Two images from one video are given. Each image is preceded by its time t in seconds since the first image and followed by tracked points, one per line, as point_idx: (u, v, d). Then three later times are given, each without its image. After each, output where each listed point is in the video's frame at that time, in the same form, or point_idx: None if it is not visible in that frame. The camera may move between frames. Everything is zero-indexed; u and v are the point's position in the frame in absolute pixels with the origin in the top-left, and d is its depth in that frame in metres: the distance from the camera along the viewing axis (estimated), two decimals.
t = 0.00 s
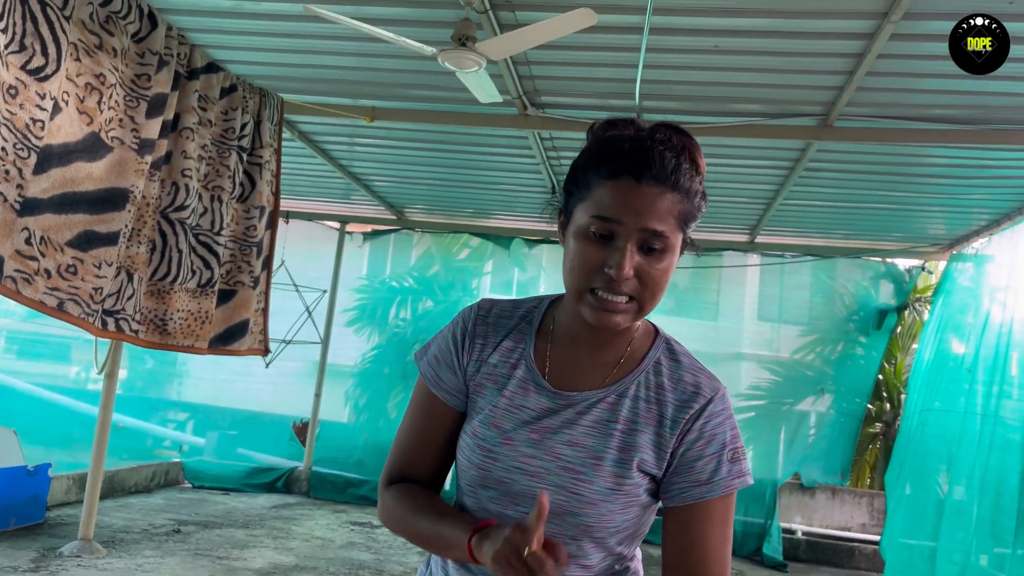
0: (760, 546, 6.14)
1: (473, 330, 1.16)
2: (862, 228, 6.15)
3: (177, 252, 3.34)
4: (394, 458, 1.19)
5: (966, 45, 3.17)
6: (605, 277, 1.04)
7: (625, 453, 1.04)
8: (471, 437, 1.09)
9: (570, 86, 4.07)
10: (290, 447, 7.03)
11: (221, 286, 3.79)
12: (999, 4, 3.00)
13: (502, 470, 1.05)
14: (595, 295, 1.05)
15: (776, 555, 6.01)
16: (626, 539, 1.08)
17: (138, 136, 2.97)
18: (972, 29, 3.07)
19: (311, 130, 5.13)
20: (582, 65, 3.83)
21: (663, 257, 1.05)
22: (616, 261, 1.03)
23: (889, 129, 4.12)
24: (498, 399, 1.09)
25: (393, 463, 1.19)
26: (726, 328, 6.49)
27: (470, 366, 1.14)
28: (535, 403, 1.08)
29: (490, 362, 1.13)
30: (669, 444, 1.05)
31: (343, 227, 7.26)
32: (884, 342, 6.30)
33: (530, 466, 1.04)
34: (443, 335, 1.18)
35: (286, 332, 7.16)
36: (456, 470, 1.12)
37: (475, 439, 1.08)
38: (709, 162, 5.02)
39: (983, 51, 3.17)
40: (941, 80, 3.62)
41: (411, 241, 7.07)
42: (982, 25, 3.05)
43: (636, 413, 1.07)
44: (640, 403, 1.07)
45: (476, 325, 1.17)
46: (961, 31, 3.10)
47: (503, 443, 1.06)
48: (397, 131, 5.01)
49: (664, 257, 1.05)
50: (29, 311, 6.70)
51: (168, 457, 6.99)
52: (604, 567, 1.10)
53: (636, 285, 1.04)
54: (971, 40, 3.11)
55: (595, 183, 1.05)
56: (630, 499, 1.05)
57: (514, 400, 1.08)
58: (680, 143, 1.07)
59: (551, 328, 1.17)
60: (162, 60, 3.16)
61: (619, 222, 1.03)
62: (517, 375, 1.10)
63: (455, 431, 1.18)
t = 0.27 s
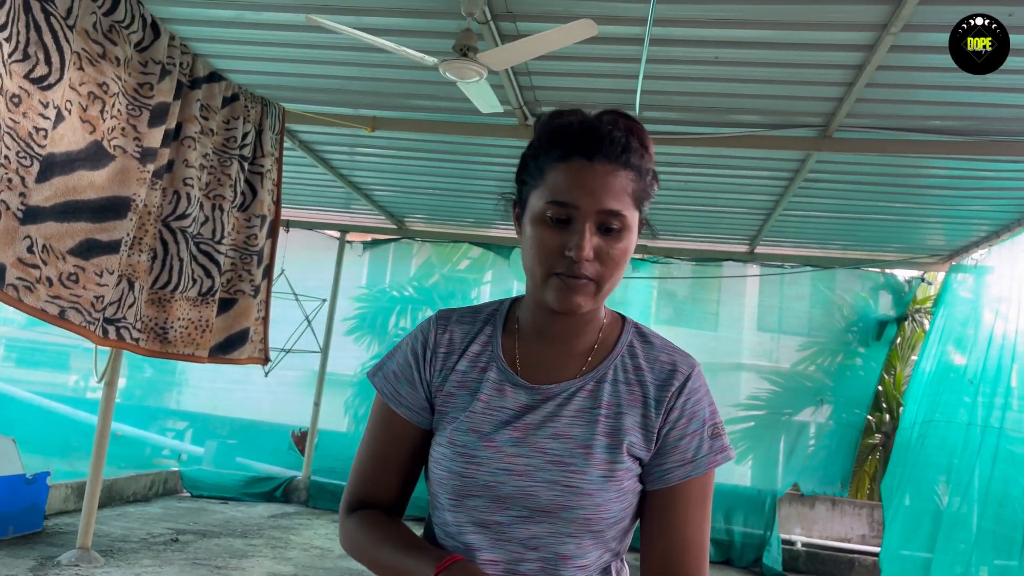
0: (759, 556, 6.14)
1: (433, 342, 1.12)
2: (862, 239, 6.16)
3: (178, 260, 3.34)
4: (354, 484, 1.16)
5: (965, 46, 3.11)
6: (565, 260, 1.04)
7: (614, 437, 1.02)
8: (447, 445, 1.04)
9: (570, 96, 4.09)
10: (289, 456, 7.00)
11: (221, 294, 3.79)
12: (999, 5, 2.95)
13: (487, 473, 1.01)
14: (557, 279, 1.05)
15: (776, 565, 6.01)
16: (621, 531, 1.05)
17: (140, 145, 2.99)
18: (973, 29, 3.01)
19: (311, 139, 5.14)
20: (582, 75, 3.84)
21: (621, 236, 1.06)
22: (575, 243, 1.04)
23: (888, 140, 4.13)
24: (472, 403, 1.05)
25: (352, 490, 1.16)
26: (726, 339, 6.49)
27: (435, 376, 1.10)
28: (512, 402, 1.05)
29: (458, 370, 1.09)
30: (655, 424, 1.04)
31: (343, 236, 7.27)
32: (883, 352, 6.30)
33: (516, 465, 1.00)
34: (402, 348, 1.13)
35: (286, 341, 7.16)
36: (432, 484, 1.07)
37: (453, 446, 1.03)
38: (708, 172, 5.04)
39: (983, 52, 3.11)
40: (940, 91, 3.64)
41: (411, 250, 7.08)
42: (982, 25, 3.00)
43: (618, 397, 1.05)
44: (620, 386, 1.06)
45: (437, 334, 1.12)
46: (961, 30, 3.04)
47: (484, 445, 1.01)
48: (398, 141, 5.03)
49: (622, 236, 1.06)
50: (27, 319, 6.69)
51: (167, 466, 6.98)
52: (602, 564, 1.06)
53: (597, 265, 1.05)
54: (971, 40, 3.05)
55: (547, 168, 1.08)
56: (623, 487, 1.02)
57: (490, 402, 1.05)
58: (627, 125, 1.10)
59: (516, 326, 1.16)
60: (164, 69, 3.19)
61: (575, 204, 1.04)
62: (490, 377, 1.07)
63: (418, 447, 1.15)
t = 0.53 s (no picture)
0: (760, 568, 6.12)
1: (399, 356, 1.05)
2: (862, 250, 6.16)
3: (179, 272, 3.33)
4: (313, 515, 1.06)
5: (965, 46, 3.03)
6: (520, 237, 1.05)
7: (602, 431, 1.00)
8: (427, 458, 0.98)
9: (571, 109, 4.11)
10: (288, 469, 6.97)
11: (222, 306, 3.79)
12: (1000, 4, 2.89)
13: (475, 482, 0.96)
14: (517, 258, 1.05)
15: None
16: (614, 530, 1.02)
17: (142, 157, 3.00)
18: (973, 29, 2.94)
19: (312, 151, 5.15)
20: (583, 88, 3.86)
21: (572, 210, 1.08)
22: (527, 218, 1.05)
23: (887, 152, 4.15)
24: (449, 412, 1.00)
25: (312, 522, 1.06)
26: (726, 350, 6.50)
27: (404, 390, 1.03)
28: (491, 407, 1.01)
29: (430, 380, 1.03)
30: (639, 414, 1.02)
31: (343, 247, 7.27)
32: (883, 364, 6.31)
33: (505, 470, 0.96)
34: (365, 365, 1.06)
35: (284, 353, 7.23)
36: (409, 504, 1.00)
37: (433, 457, 0.97)
38: (708, 184, 5.06)
39: (983, 52, 3.04)
40: (940, 104, 3.66)
41: (411, 261, 7.09)
42: (982, 25, 2.93)
43: (599, 390, 1.03)
44: (600, 378, 1.04)
45: (403, 345, 1.06)
46: (961, 31, 2.97)
47: (469, 453, 0.96)
48: (399, 152, 5.05)
49: (573, 209, 1.08)
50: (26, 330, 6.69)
51: (166, 477, 6.98)
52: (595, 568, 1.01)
53: (553, 239, 1.05)
54: (971, 41, 2.98)
55: (490, 158, 1.12)
56: (614, 482, 0.99)
57: (469, 408, 1.00)
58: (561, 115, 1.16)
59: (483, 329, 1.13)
60: (168, 82, 3.20)
61: (520, 181, 1.07)
62: (466, 384, 1.02)
63: (384, 469, 1.07)
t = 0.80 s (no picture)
0: None
1: (375, 381, 0.97)
2: (858, 262, 6.18)
3: (175, 288, 3.33)
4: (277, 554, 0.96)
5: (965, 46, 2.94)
6: (496, 266, 0.98)
7: (590, 451, 0.96)
8: (415, 490, 0.91)
9: (568, 123, 4.12)
10: (281, 481, 6.86)
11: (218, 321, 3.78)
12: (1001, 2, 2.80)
13: (469, 512, 0.90)
14: (495, 289, 0.99)
15: None
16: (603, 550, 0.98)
17: (139, 173, 3.01)
18: (973, 29, 2.85)
19: (308, 164, 5.15)
20: (579, 102, 3.87)
21: (543, 229, 1.02)
22: (501, 245, 0.98)
23: (881, 165, 4.17)
24: (435, 439, 0.93)
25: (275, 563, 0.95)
26: (722, 361, 6.51)
27: (385, 419, 0.95)
28: (478, 432, 0.95)
29: (413, 407, 0.96)
30: (624, 432, 0.98)
31: (339, 259, 7.26)
32: (880, 375, 6.29)
33: (499, 499, 0.91)
34: (339, 392, 0.97)
35: (280, 365, 7.16)
36: (395, 537, 0.93)
37: (422, 489, 0.91)
38: (704, 197, 5.07)
39: (983, 52, 2.94)
40: (934, 118, 3.68)
41: (407, 273, 7.09)
42: (982, 25, 2.84)
43: (584, 409, 0.99)
44: (584, 397, 1.00)
45: (380, 370, 0.98)
46: (960, 30, 2.88)
47: (461, 483, 0.90)
48: (395, 165, 5.06)
49: (544, 227, 1.02)
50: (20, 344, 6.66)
51: (161, 491, 6.96)
52: None
53: (529, 263, 0.99)
54: (971, 41, 2.89)
55: (450, 186, 1.05)
56: (604, 502, 0.96)
57: (456, 436, 0.94)
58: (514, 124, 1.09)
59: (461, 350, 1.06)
60: (163, 98, 3.22)
61: (487, 206, 1.01)
62: (450, 409, 0.96)
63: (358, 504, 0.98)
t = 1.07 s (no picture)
0: None
1: (376, 397, 0.90)
2: (849, 268, 6.20)
3: (166, 297, 3.31)
4: None
5: (965, 46, 2.92)
6: (491, 291, 0.94)
7: (599, 463, 0.92)
8: (422, 509, 0.86)
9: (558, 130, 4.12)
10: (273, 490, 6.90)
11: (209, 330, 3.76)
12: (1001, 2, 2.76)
13: (479, 530, 0.86)
14: (491, 313, 0.95)
15: None
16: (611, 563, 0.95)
17: (129, 182, 3.00)
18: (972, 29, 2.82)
19: (299, 172, 5.14)
20: (570, 110, 3.88)
21: (541, 249, 0.97)
22: (496, 270, 0.94)
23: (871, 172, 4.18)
24: (441, 457, 0.88)
25: None
26: (715, 368, 6.50)
27: (387, 437, 0.89)
28: (484, 447, 0.90)
29: (417, 424, 0.90)
30: (631, 443, 0.95)
31: (331, 266, 7.22)
32: (872, 381, 6.31)
33: (509, 515, 0.87)
34: (338, 409, 0.90)
35: (272, 373, 7.15)
36: (398, 559, 0.88)
37: (428, 508, 0.85)
38: (696, 204, 5.08)
39: (983, 52, 2.92)
40: (924, 125, 3.70)
41: (400, 280, 7.09)
42: (982, 25, 2.81)
43: (591, 419, 0.95)
44: (590, 408, 0.96)
45: (381, 386, 0.91)
46: (960, 31, 2.85)
47: (470, 500, 0.86)
48: (387, 173, 5.05)
49: (543, 247, 0.97)
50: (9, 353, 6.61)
51: (152, 501, 6.91)
52: None
53: (526, 287, 0.95)
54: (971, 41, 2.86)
55: (445, 204, 0.99)
56: (613, 513, 0.93)
57: (462, 452, 0.89)
58: (516, 130, 1.01)
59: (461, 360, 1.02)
60: (153, 107, 3.21)
61: (482, 228, 0.95)
62: (454, 425, 0.91)
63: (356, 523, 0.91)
